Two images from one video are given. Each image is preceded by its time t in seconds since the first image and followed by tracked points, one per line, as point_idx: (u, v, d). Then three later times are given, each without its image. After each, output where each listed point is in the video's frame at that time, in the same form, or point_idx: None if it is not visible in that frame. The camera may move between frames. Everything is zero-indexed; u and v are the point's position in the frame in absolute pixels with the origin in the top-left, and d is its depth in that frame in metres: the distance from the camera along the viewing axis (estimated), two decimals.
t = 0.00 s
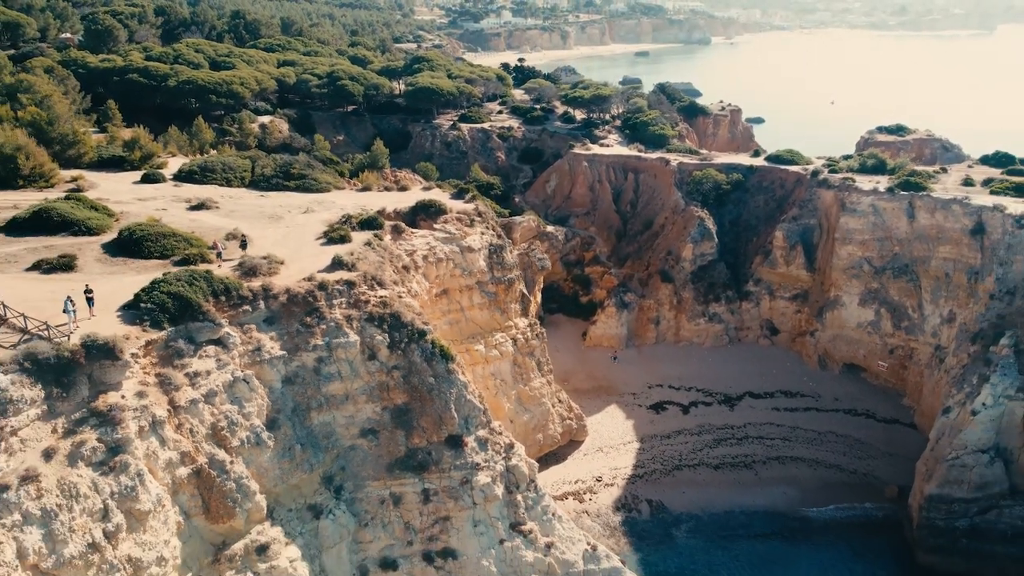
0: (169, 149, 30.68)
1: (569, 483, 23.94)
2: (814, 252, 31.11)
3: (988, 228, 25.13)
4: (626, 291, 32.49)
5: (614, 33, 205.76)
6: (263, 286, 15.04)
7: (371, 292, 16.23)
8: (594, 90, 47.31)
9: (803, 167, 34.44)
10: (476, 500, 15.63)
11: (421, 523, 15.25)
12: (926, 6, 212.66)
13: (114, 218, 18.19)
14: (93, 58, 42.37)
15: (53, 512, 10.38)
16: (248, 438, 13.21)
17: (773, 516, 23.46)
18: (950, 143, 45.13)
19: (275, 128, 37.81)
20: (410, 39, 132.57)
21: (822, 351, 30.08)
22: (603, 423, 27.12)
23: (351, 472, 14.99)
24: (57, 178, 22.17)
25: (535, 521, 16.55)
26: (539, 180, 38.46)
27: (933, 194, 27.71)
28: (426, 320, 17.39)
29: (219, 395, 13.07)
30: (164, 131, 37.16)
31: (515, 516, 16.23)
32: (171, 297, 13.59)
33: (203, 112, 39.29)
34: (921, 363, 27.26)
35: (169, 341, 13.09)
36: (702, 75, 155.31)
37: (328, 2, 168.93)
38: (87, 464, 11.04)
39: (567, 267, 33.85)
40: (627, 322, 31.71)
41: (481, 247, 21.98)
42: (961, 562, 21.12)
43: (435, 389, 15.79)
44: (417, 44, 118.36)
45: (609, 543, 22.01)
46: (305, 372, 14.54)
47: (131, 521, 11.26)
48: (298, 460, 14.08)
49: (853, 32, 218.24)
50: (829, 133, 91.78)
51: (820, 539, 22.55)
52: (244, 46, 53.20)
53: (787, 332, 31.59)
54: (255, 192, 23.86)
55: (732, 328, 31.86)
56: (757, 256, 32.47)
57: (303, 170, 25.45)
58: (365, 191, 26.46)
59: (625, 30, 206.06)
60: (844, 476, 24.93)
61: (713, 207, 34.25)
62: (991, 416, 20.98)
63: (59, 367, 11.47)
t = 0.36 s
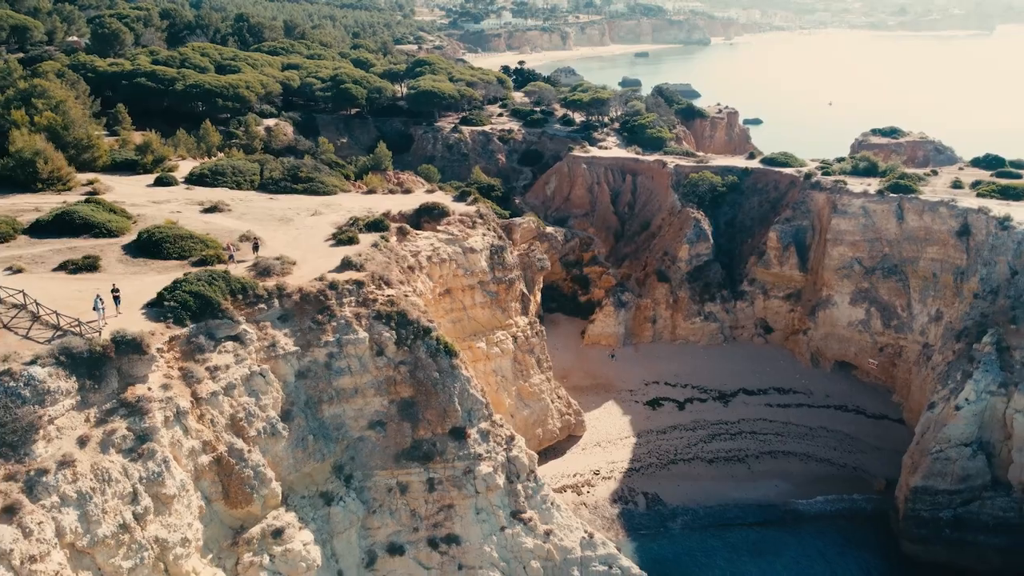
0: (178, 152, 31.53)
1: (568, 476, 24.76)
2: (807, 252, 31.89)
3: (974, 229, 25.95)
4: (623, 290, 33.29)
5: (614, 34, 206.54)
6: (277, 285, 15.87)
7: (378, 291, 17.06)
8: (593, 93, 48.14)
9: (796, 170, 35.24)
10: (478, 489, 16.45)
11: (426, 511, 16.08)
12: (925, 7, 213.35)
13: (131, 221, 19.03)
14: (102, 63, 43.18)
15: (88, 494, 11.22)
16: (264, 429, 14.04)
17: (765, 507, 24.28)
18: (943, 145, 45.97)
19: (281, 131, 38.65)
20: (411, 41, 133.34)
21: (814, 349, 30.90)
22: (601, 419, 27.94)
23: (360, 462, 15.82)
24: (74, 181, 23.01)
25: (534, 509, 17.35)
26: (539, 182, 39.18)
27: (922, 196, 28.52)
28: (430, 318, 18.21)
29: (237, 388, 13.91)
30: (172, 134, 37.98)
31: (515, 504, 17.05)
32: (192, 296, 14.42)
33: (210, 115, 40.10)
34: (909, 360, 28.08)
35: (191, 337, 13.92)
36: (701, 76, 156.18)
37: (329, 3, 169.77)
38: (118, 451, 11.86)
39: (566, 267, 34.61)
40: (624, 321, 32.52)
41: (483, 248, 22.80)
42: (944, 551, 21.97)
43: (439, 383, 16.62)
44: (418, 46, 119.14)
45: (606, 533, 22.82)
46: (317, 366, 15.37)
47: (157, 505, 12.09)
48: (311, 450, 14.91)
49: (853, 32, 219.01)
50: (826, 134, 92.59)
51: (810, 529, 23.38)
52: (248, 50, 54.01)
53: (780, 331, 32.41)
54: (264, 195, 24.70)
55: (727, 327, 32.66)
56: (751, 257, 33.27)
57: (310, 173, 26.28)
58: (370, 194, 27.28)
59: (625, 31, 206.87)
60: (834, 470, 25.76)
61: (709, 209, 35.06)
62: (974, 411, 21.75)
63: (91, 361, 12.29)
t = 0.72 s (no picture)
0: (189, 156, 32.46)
1: (567, 469, 25.69)
2: (799, 253, 32.78)
3: (958, 231, 26.89)
4: (621, 290, 34.20)
5: (614, 35, 207.47)
6: (291, 284, 16.81)
7: (386, 290, 18.00)
8: (591, 96, 49.07)
9: (790, 172, 36.16)
10: (481, 478, 17.37)
11: (432, 498, 17.00)
12: (924, 8, 214.34)
13: (150, 223, 19.95)
14: (111, 67, 44.11)
15: (121, 477, 12.14)
16: (281, 419, 14.96)
17: (755, 498, 25.20)
18: (935, 148, 46.94)
19: (287, 135, 39.60)
20: (412, 42, 134.26)
21: (806, 347, 31.84)
22: (598, 414, 28.87)
23: (369, 452, 16.75)
24: (92, 184, 23.92)
25: (534, 497, 18.27)
26: (538, 183, 40.04)
27: (909, 199, 29.42)
28: (435, 316, 19.14)
29: (256, 380, 14.84)
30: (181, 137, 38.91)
31: (516, 492, 18.00)
32: (214, 294, 15.35)
33: (217, 118, 41.03)
34: (897, 357, 29.01)
35: (213, 332, 14.86)
36: (700, 78, 157.10)
37: (330, 4, 170.71)
38: (147, 438, 12.79)
39: (565, 267, 35.37)
40: (622, 320, 33.43)
41: (484, 249, 23.72)
42: (926, 539, 22.92)
43: (444, 376, 17.58)
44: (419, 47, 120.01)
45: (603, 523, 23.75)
46: (329, 360, 16.30)
47: (184, 488, 13.03)
48: (323, 439, 15.84)
49: (852, 33, 220.13)
50: (823, 135, 93.49)
51: (799, 519, 24.31)
52: (253, 53, 54.94)
53: (773, 329, 33.34)
54: (274, 197, 25.63)
55: (721, 325, 33.58)
56: (745, 257, 34.18)
57: (318, 176, 27.23)
58: (375, 196, 28.20)
59: (625, 32, 207.93)
60: (823, 463, 26.70)
61: (704, 210, 35.96)
62: (956, 405, 22.65)
63: (122, 354, 13.23)
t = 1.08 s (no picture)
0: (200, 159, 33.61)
1: (565, 460, 26.82)
2: (790, 253, 33.88)
3: (940, 231, 28.03)
4: (618, 289, 35.31)
5: (614, 36, 208.72)
6: (307, 282, 17.95)
7: (395, 288, 19.12)
8: (590, 100, 50.20)
9: (782, 175, 37.25)
10: (483, 464, 18.48)
11: (437, 483, 18.13)
12: (924, 8, 215.36)
13: (170, 225, 21.07)
14: (121, 71, 45.21)
15: (156, 458, 13.28)
16: (298, 407, 16.10)
17: (746, 487, 26.32)
18: (925, 150, 48.09)
19: (293, 138, 40.75)
20: (414, 44, 135.47)
21: (796, 344, 32.98)
22: (596, 408, 30.00)
23: (379, 440, 17.87)
24: (111, 188, 25.05)
25: (533, 483, 19.35)
26: (538, 185, 41.13)
27: (896, 201, 30.50)
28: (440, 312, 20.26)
29: (275, 371, 15.98)
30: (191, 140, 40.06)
31: (516, 478, 19.10)
32: (236, 291, 16.48)
33: (225, 122, 42.15)
34: (883, 353, 30.15)
35: (236, 327, 15.98)
36: (698, 78, 158.19)
37: (331, 6, 172.08)
38: (178, 423, 13.93)
39: (564, 267, 36.26)
40: (618, 318, 34.56)
41: (486, 249, 24.84)
42: (907, 525, 24.04)
43: (449, 369, 18.69)
44: (420, 49, 121.13)
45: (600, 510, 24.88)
46: (342, 353, 17.44)
47: (211, 469, 14.17)
48: (337, 427, 16.98)
49: (851, 34, 221.44)
50: (819, 136, 94.68)
51: (787, 506, 25.44)
52: (259, 57, 56.11)
53: (765, 327, 34.47)
54: (285, 200, 26.78)
55: (715, 323, 34.71)
56: (739, 257, 35.29)
57: (327, 180, 28.38)
58: (381, 199, 29.33)
59: (624, 32, 209.24)
60: (812, 454, 27.87)
61: (699, 212, 37.08)
62: (936, 397, 23.76)
63: (155, 346, 14.37)
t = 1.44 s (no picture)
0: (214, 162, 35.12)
1: (563, 448, 28.40)
2: (779, 252, 35.40)
3: (919, 232, 29.54)
4: (614, 287, 36.84)
5: (613, 37, 210.34)
6: (324, 280, 19.46)
7: (404, 285, 20.63)
8: (588, 105, 51.75)
9: (772, 177, 38.74)
10: (486, 448, 19.99)
11: (444, 465, 19.66)
12: (921, 9, 217.09)
13: (195, 226, 22.60)
14: (135, 77, 46.79)
15: (194, 436, 14.81)
16: (317, 393, 17.64)
17: (734, 473, 27.85)
18: (913, 153, 49.66)
19: (302, 141, 42.27)
20: (415, 46, 137.11)
21: (784, 340, 34.51)
22: (592, 400, 31.56)
23: (390, 425, 19.41)
24: (135, 191, 26.57)
25: (533, 466, 20.85)
26: (538, 187, 42.69)
27: (878, 203, 31.99)
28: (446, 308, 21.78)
29: (297, 360, 17.52)
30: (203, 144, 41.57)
31: (517, 461, 20.61)
32: (262, 287, 18.01)
33: (236, 126, 43.67)
34: (866, 348, 31.68)
35: (261, 319, 17.51)
36: (697, 80, 159.74)
37: (333, 9, 173.85)
38: (213, 405, 15.46)
39: (562, 266, 37.86)
40: (614, 315, 36.09)
41: (489, 249, 26.36)
42: (884, 509, 25.56)
43: (455, 359, 20.20)
44: (422, 51, 122.71)
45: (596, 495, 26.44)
46: (357, 345, 18.99)
47: (241, 448, 15.71)
48: (352, 412, 18.53)
49: (849, 35, 223.43)
50: (814, 138, 96.29)
51: (772, 491, 26.96)
52: (266, 63, 57.71)
53: (755, 323, 36.00)
54: (298, 203, 28.30)
55: (707, 320, 36.25)
56: (730, 256, 36.79)
57: (337, 183, 29.91)
58: (388, 201, 30.85)
59: (624, 34, 210.93)
60: (796, 444, 29.41)
61: (692, 213, 38.58)
62: (911, 389, 25.30)
63: (192, 336, 15.90)
